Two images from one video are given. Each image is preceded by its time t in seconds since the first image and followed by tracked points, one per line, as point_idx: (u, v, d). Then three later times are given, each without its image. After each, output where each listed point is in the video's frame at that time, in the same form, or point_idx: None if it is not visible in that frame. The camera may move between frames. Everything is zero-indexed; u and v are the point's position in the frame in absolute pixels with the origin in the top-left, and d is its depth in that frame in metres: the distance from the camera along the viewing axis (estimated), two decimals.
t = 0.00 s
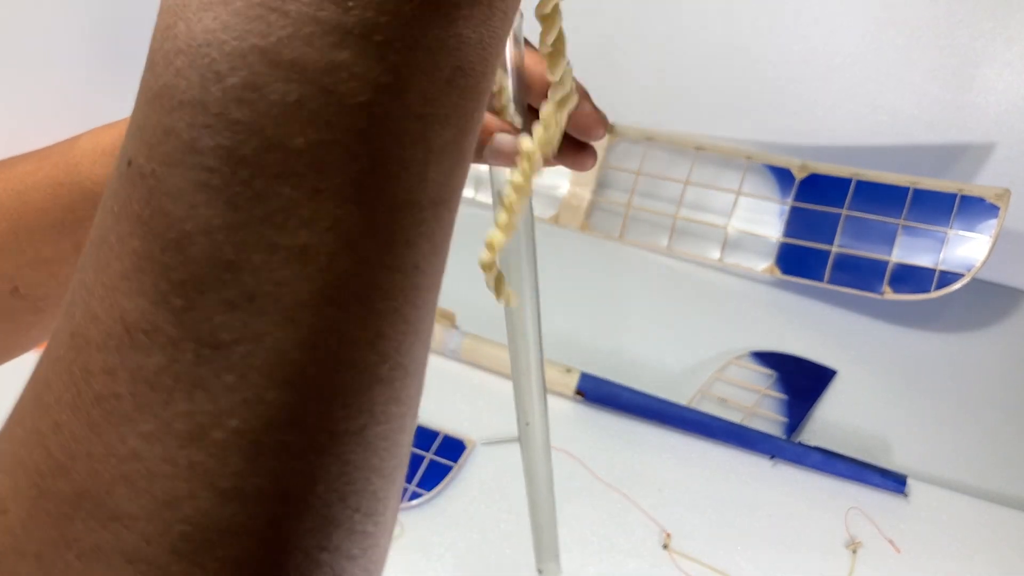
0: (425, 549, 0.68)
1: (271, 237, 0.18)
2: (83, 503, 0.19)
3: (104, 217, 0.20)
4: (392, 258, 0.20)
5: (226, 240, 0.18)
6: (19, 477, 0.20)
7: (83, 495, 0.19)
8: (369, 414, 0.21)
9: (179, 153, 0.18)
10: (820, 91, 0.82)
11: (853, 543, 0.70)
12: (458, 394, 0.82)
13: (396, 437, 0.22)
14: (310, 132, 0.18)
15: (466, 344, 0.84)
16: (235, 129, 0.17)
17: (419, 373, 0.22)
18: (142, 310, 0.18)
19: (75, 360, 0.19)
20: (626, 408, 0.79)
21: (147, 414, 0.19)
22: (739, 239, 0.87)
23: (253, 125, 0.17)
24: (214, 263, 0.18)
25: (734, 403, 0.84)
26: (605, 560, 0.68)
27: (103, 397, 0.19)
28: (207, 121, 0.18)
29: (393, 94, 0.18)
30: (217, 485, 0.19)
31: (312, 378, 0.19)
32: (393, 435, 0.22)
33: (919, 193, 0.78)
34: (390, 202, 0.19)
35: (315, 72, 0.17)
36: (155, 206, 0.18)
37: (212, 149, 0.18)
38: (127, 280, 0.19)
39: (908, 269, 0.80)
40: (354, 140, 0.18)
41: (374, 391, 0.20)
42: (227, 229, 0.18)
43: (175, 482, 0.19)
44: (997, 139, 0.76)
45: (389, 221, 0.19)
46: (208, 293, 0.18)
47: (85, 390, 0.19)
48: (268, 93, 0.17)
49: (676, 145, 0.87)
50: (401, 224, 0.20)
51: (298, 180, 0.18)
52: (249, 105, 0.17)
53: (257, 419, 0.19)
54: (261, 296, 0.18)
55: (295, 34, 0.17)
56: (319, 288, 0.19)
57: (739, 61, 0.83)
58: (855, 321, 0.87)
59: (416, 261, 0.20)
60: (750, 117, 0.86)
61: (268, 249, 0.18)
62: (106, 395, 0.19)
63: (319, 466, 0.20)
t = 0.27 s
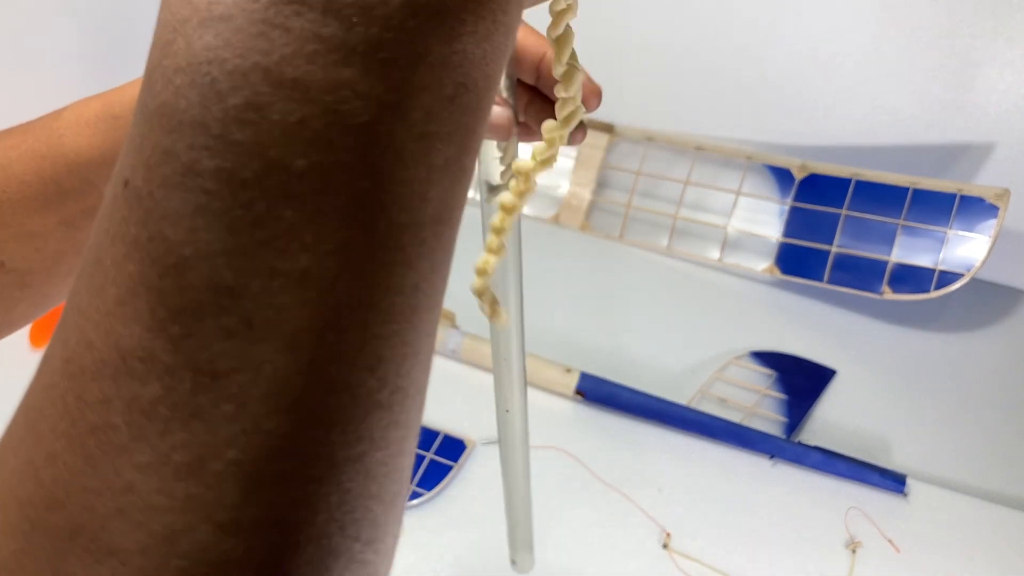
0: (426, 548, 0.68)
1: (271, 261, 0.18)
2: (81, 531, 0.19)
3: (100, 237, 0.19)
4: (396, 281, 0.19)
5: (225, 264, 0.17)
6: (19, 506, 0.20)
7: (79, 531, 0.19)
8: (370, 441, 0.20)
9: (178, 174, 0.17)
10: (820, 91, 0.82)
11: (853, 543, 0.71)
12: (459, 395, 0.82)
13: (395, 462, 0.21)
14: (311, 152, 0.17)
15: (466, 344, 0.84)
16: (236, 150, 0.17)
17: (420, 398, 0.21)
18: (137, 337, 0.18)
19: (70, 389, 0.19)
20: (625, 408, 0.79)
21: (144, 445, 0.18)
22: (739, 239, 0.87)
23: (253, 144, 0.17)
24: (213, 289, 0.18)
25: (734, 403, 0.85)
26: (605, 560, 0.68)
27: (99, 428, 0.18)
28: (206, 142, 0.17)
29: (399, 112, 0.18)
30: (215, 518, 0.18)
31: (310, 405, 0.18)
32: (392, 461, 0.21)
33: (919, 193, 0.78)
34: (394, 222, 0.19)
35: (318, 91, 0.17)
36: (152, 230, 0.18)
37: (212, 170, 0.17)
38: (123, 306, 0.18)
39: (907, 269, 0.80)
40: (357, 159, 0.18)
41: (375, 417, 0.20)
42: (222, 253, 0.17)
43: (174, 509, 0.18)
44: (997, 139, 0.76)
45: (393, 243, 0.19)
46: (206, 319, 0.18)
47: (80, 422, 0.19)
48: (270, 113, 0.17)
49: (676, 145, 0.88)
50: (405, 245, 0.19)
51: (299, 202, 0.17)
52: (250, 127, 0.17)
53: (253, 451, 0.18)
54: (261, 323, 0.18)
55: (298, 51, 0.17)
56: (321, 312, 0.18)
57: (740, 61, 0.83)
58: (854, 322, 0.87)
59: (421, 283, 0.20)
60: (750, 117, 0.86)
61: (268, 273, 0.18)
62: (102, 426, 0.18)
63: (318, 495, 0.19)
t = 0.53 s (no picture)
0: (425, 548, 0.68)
1: (298, 289, 0.17)
2: None
3: (116, 264, 0.18)
4: (423, 305, 0.18)
5: (250, 292, 0.17)
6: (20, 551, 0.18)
7: (81, 544, 0.17)
8: (399, 478, 0.19)
9: (202, 201, 0.17)
10: (821, 90, 0.82)
11: (853, 543, 0.71)
12: (459, 395, 0.82)
13: (423, 499, 0.20)
14: (336, 173, 0.17)
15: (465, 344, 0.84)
16: (262, 174, 0.17)
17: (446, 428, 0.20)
18: (159, 368, 0.17)
19: (85, 422, 0.17)
20: (625, 408, 0.79)
21: (167, 481, 0.17)
22: (739, 239, 0.87)
23: (280, 167, 0.17)
24: (237, 315, 0.17)
25: (734, 404, 0.84)
26: (605, 560, 0.68)
27: (118, 462, 0.17)
28: (231, 165, 0.17)
29: (426, 134, 0.18)
30: (239, 558, 0.17)
31: (336, 438, 0.17)
32: (419, 498, 0.20)
33: (919, 193, 0.78)
34: (421, 247, 0.18)
35: (345, 113, 0.17)
36: (176, 256, 0.17)
37: (237, 197, 0.17)
38: (145, 335, 0.17)
39: (907, 269, 0.80)
40: (383, 183, 0.18)
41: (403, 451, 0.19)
42: (247, 278, 0.17)
43: (195, 555, 0.17)
44: (997, 139, 0.76)
45: (421, 264, 0.18)
46: (230, 347, 0.17)
47: (96, 459, 0.17)
48: (296, 135, 0.17)
49: (676, 144, 0.87)
50: (432, 271, 0.18)
51: (327, 228, 0.17)
52: (275, 150, 0.17)
53: (281, 483, 0.17)
54: (287, 351, 0.17)
55: (323, 72, 0.17)
56: (349, 341, 0.17)
57: (739, 60, 0.83)
58: (856, 322, 0.87)
59: (448, 307, 0.19)
60: (750, 117, 0.87)
61: (294, 300, 0.17)
62: (122, 459, 0.17)
63: (346, 527, 0.18)
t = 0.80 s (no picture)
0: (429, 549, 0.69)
1: (334, 302, 0.17)
2: None
3: (157, 273, 0.18)
4: (455, 318, 0.18)
5: (288, 304, 0.17)
6: (57, 550, 0.19)
7: (111, 547, 0.18)
8: (428, 488, 0.19)
9: (243, 212, 0.17)
10: (821, 91, 0.81)
11: (853, 543, 0.71)
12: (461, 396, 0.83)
13: (449, 510, 0.20)
14: (373, 187, 0.17)
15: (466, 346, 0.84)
16: (301, 188, 0.17)
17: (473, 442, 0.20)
18: (196, 376, 0.17)
19: (124, 428, 0.18)
20: (625, 408, 0.79)
21: (202, 487, 0.17)
22: (739, 239, 0.87)
23: (319, 181, 0.17)
24: (274, 327, 0.17)
25: (734, 403, 0.85)
26: (604, 561, 0.70)
27: (155, 468, 0.17)
28: (271, 179, 0.17)
29: (465, 147, 0.18)
30: (273, 564, 0.17)
31: (371, 450, 0.18)
32: (445, 510, 0.20)
33: (919, 193, 0.77)
34: (456, 260, 0.18)
35: (387, 127, 0.17)
36: (216, 268, 0.17)
37: (277, 209, 0.17)
38: (184, 343, 0.18)
39: (907, 270, 0.80)
40: (421, 197, 0.18)
41: (432, 463, 0.19)
42: (285, 290, 0.17)
43: (228, 559, 0.17)
44: (997, 139, 0.77)
45: (454, 277, 0.18)
46: (266, 359, 0.17)
47: (136, 461, 0.18)
48: (335, 149, 0.17)
49: (676, 144, 0.86)
50: (465, 285, 0.19)
51: (364, 243, 0.17)
52: (315, 162, 0.17)
53: (313, 493, 0.17)
54: (321, 363, 0.17)
55: (363, 87, 0.17)
56: (382, 352, 0.18)
57: (738, 60, 0.83)
58: (857, 321, 0.87)
59: (478, 319, 0.19)
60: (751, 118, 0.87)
61: (330, 313, 0.17)
62: (158, 465, 0.17)
63: (375, 537, 0.18)
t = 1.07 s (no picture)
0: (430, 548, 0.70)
1: (370, 303, 0.18)
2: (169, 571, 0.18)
3: (193, 273, 0.19)
4: (485, 319, 0.19)
5: (326, 305, 0.18)
6: (95, 542, 0.19)
7: (137, 543, 0.19)
8: (453, 485, 0.19)
9: (285, 216, 0.18)
10: (821, 91, 0.81)
11: (853, 544, 0.71)
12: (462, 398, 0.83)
13: (468, 509, 0.20)
14: (407, 195, 0.18)
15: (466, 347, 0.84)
16: (342, 195, 0.18)
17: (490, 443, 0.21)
18: (235, 372, 0.18)
19: (162, 421, 0.19)
20: (625, 408, 0.78)
21: (239, 479, 0.18)
22: (740, 239, 0.87)
23: (358, 187, 0.18)
24: (314, 326, 0.18)
25: (735, 403, 0.85)
26: (605, 563, 0.71)
27: (192, 461, 0.18)
28: (311, 184, 0.18)
29: (497, 158, 0.19)
30: (305, 554, 0.18)
31: (402, 445, 0.18)
32: (465, 509, 0.20)
33: (919, 193, 0.77)
34: (487, 265, 0.19)
35: (422, 137, 0.18)
36: (255, 268, 0.18)
37: (319, 213, 0.18)
38: (222, 340, 0.18)
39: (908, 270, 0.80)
40: (452, 203, 0.18)
41: (455, 461, 0.19)
42: (325, 291, 0.18)
43: (264, 549, 0.18)
44: (997, 139, 0.76)
45: (481, 281, 0.19)
46: (306, 356, 0.18)
47: (174, 455, 0.18)
48: (372, 158, 0.18)
49: (676, 144, 0.86)
50: (493, 289, 0.19)
51: (401, 248, 0.18)
52: (355, 170, 0.18)
53: (347, 487, 0.18)
54: (357, 360, 0.18)
55: (400, 100, 0.18)
56: (415, 351, 0.18)
57: (738, 60, 0.83)
58: (857, 321, 0.87)
59: (502, 322, 0.20)
60: (750, 117, 0.86)
61: (365, 313, 0.18)
62: (197, 459, 0.18)
63: (402, 531, 0.18)
